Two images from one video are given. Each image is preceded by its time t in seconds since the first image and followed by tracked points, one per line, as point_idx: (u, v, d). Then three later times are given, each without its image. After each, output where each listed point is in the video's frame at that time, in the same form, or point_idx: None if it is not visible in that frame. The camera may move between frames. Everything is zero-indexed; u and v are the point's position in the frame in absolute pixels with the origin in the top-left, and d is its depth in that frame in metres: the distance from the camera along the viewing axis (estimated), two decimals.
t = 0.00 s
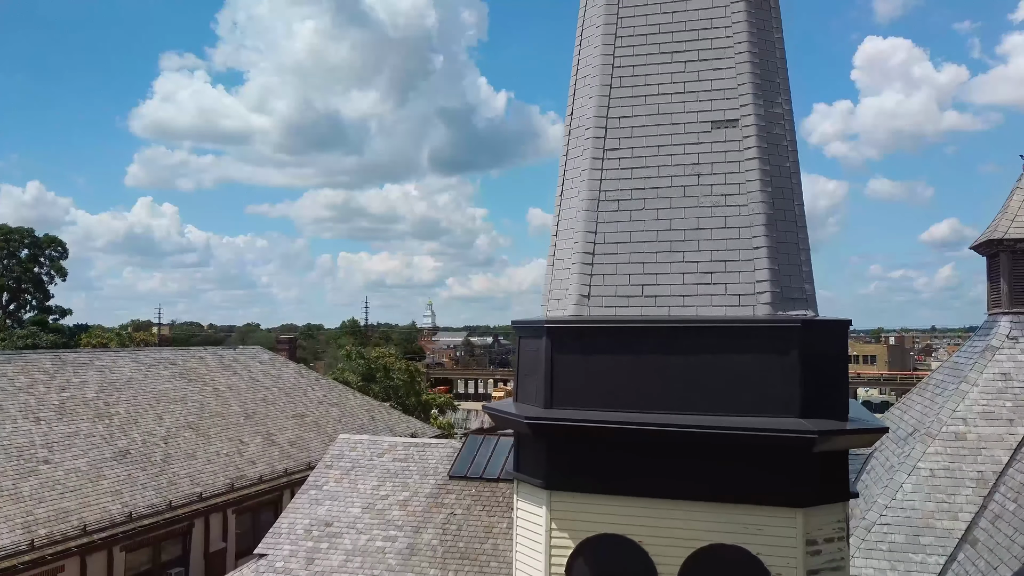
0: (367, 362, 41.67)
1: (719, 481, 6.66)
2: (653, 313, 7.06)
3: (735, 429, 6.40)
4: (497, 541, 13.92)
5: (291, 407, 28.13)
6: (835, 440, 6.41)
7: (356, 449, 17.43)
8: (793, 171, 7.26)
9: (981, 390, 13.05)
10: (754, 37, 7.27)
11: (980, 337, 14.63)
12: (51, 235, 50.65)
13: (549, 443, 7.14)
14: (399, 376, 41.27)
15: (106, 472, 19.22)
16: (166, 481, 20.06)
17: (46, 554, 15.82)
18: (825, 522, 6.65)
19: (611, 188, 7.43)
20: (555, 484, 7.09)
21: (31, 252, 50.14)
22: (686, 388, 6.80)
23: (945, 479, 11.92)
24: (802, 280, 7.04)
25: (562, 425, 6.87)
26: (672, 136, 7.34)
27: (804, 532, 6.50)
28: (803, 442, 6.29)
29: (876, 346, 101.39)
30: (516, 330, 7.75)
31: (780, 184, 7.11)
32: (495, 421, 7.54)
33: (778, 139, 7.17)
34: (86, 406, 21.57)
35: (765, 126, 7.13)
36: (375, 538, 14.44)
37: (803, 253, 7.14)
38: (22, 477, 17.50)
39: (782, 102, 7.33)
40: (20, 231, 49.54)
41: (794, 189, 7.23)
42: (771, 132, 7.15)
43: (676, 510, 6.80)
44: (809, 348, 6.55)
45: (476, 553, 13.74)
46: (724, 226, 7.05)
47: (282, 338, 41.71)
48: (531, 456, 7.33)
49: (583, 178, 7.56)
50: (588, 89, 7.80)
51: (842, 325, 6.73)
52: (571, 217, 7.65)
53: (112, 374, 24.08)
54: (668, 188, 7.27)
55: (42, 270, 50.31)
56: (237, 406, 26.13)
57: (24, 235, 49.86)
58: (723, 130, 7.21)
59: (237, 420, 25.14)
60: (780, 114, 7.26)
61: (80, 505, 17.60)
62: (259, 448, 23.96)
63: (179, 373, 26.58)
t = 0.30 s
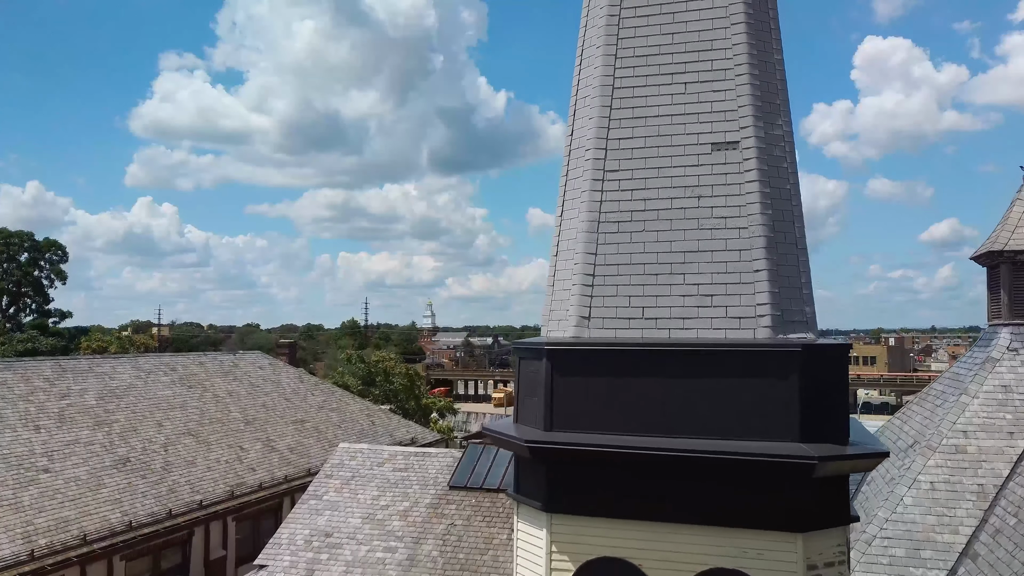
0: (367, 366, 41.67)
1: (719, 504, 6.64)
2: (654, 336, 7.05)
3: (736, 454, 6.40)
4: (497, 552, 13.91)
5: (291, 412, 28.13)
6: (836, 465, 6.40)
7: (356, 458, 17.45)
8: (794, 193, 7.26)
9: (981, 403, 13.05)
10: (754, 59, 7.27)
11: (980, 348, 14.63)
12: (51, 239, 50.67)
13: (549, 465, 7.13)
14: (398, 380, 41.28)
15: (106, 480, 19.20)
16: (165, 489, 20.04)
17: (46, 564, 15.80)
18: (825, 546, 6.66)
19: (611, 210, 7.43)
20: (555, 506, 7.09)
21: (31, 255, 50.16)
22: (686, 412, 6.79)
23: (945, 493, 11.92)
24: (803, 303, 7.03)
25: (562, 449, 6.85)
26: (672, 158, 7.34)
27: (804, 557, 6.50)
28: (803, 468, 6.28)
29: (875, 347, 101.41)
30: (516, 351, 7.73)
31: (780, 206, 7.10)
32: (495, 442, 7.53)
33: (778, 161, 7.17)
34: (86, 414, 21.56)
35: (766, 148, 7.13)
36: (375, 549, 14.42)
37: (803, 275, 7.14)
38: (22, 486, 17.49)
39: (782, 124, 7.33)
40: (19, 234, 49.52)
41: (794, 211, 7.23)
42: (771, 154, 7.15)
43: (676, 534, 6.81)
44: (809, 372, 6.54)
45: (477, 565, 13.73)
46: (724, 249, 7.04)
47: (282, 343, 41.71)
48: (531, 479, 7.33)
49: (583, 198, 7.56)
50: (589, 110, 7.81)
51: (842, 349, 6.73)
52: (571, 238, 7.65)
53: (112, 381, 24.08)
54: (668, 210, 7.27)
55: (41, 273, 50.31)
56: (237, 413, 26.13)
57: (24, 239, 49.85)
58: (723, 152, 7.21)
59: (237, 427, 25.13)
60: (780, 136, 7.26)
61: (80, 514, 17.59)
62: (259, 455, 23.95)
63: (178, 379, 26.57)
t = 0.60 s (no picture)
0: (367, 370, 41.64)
1: (720, 531, 6.62)
2: (655, 359, 7.03)
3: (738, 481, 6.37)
4: (498, 564, 13.87)
5: (292, 418, 28.10)
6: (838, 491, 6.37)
7: (356, 469, 17.44)
8: (796, 216, 7.24)
9: (983, 416, 13.03)
10: (756, 82, 7.24)
11: (981, 360, 14.59)
12: (51, 243, 50.61)
13: (550, 490, 7.10)
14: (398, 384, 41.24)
15: (106, 489, 19.18)
16: (165, 498, 20.01)
17: None
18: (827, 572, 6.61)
19: (612, 232, 7.40)
20: (556, 531, 7.06)
21: (31, 259, 50.11)
22: (687, 437, 6.75)
23: (946, 507, 11.88)
24: (805, 326, 7.01)
25: (563, 474, 6.83)
26: (673, 181, 7.31)
27: None
28: (805, 495, 6.24)
29: (875, 349, 101.38)
30: (517, 373, 7.70)
31: (782, 229, 7.07)
32: (496, 465, 7.50)
33: (779, 185, 7.14)
34: (86, 422, 21.54)
35: (767, 171, 7.10)
36: (375, 561, 14.35)
37: (805, 298, 7.11)
38: (22, 496, 17.47)
39: (783, 147, 7.30)
40: (19, 238, 49.50)
41: (796, 233, 7.20)
42: (773, 178, 7.12)
43: (677, 559, 6.78)
44: (811, 398, 6.51)
45: None
46: (726, 272, 7.01)
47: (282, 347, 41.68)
48: (533, 503, 7.30)
49: (584, 221, 7.55)
50: (589, 132, 7.79)
51: (844, 373, 6.70)
52: (573, 260, 7.64)
53: (111, 389, 24.06)
54: (669, 232, 7.24)
55: (41, 277, 50.28)
56: (237, 419, 26.10)
57: (23, 243, 49.81)
58: (725, 175, 7.18)
59: (237, 434, 25.10)
60: (782, 158, 7.23)
61: (79, 524, 17.56)
62: (259, 462, 23.91)
63: (178, 386, 26.54)
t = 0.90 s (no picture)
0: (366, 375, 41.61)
1: (720, 559, 6.60)
2: (654, 385, 7.00)
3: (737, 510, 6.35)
4: None
5: (291, 425, 28.08)
6: (838, 520, 6.35)
7: (356, 480, 17.44)
8: (795, 241, 7.22)
9: (983, 431, 13.02)
10: (755, 106, 7.22)
11: (981, 373, 14.58)
12: (50, 247, 50.59)
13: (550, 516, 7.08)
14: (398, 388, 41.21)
15: (105, 499, 19.15)
16: (165, 507, 19.98)
17: None
18: None
19: (611, 256, 7.39)
20: (556, 557, 7.05)
21: (30, 264, 50.10)
22: (687, 464, 6.73)
23: (947, 523, 11.84)
24: (804, 352, 6.99)
25: (562, 501, 6.81)
26: (672, 205, 7.29)
27: None
28: (805, 525, 6.23)
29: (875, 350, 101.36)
30: (516, 397, 7.68)
31: (781, 255, 7.06)
32: (496, 490, 7.48)
33: (779, 210, 7.13)
34: (85, 431, 21.53)
35: (768, 196, 7.08)
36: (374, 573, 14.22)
37: (805, 323, 7.10)
38: (20, 507, 17.44)
39: (783, 172, 7.29)
40: (19, 242, 49.51)
41: (796, 259, 7.18)
42: (773, 203, 7.10)
43: None
44: (811, 427, 6.49)
45: None
46: (725, 298, 6.99)
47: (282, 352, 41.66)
48: (532, 528, 7.28)
49: (583, 245, 7.53)
50: (589, 154, 7.77)
51: (845, 401, 6.68)
52: (572, 284, 7.62)
53: (111, 397, 24.04)
54: (669, 258, 7.22)
55: (41, 282, 50.28)
56: (236, 426, 26.08)
57: (23, 247, 49.80)
58: (724, 200, 7.16)
59: (237, 441, 25.09)
60: (782, 183, 7.22)
61: (78, 534, 17.53)
62: (258, 469, 23.89)
63: (178, 393, 26.52)
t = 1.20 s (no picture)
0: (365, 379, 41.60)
1: None
2: (650, 412, 7.01)
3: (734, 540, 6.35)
4: None
5: (290, 431, 28.09)
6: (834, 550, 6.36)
7: (354, 491, 17.47)
8: (791, 268, 7.23)
9: (981, 445, 13.04)
10: (751, 133, 7.24)
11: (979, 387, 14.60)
12: (49, 251, 50.61)
13: (547, 543, 7.09)
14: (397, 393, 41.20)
15: (104, 509, 19.15)
16: (163, 517, 19.98)
17: None
18: None
19: (607, 282, 7.39)
20: None
21: (30, 268, 50.11)
22: (683, 492, 6.74)
23: (944, 538, 11.83)
24: (800, 379, 7.00)
25: (559, 529, 6.81)
26: (668, 232, 7.30)
27: None
28: (801, 555, 6.23)
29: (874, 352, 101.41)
30: (512, 422, 7.69)
31: (777, 282, 7.07)
32: (492, 515, 7.49)
33: (775, 237, 7.15)
34: (84, 440, 21.53)
35: (763, 224, 7.10)
36: None
37: (801, 350, 7.11)
38: (19, 518, 17.45)
39: (780, 199, 7.32)
40: (18, 247, 49.55)
41: (792, 285, 7.20)
42: (769, 230, 7.12)
43: None
44: (807, 456, 6.51)
45: None
46: (722, 325, 7.00)
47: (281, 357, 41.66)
48: (529, 555, 7.29)
49: (579, 270, 7.54)
50: (585, 179, 7.79)
51: (840, 429, 6.70)
52: (568, 309, 7.63)
53: (110, 405, 24.05)
54: (665, 284, 7.22)
55: (40, 286, 50.30)
56: (235, 433, 26.09)
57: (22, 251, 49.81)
58: (720, 227, 7.17)
59: (236, 448, 25.10)
60: (778, 211, 7.25)
61: (77, 545, 17.53)
62: (257, 477, 23.89)
63: (177, 401, 26.51)
